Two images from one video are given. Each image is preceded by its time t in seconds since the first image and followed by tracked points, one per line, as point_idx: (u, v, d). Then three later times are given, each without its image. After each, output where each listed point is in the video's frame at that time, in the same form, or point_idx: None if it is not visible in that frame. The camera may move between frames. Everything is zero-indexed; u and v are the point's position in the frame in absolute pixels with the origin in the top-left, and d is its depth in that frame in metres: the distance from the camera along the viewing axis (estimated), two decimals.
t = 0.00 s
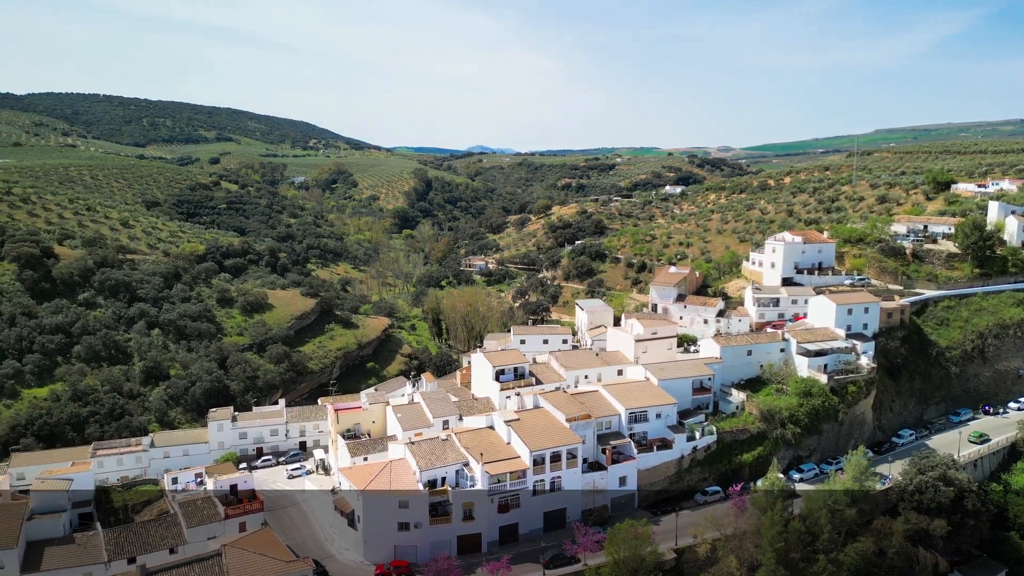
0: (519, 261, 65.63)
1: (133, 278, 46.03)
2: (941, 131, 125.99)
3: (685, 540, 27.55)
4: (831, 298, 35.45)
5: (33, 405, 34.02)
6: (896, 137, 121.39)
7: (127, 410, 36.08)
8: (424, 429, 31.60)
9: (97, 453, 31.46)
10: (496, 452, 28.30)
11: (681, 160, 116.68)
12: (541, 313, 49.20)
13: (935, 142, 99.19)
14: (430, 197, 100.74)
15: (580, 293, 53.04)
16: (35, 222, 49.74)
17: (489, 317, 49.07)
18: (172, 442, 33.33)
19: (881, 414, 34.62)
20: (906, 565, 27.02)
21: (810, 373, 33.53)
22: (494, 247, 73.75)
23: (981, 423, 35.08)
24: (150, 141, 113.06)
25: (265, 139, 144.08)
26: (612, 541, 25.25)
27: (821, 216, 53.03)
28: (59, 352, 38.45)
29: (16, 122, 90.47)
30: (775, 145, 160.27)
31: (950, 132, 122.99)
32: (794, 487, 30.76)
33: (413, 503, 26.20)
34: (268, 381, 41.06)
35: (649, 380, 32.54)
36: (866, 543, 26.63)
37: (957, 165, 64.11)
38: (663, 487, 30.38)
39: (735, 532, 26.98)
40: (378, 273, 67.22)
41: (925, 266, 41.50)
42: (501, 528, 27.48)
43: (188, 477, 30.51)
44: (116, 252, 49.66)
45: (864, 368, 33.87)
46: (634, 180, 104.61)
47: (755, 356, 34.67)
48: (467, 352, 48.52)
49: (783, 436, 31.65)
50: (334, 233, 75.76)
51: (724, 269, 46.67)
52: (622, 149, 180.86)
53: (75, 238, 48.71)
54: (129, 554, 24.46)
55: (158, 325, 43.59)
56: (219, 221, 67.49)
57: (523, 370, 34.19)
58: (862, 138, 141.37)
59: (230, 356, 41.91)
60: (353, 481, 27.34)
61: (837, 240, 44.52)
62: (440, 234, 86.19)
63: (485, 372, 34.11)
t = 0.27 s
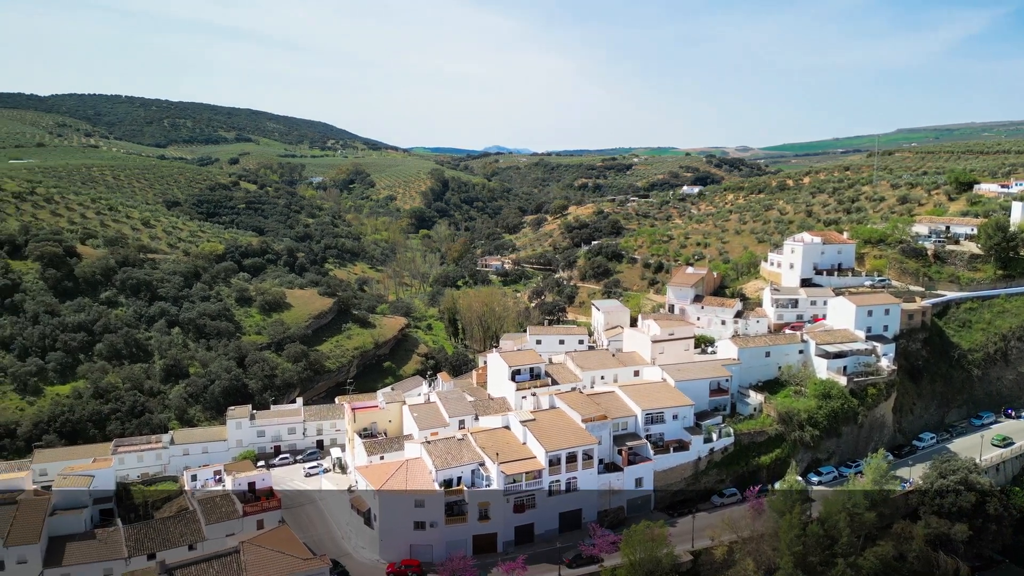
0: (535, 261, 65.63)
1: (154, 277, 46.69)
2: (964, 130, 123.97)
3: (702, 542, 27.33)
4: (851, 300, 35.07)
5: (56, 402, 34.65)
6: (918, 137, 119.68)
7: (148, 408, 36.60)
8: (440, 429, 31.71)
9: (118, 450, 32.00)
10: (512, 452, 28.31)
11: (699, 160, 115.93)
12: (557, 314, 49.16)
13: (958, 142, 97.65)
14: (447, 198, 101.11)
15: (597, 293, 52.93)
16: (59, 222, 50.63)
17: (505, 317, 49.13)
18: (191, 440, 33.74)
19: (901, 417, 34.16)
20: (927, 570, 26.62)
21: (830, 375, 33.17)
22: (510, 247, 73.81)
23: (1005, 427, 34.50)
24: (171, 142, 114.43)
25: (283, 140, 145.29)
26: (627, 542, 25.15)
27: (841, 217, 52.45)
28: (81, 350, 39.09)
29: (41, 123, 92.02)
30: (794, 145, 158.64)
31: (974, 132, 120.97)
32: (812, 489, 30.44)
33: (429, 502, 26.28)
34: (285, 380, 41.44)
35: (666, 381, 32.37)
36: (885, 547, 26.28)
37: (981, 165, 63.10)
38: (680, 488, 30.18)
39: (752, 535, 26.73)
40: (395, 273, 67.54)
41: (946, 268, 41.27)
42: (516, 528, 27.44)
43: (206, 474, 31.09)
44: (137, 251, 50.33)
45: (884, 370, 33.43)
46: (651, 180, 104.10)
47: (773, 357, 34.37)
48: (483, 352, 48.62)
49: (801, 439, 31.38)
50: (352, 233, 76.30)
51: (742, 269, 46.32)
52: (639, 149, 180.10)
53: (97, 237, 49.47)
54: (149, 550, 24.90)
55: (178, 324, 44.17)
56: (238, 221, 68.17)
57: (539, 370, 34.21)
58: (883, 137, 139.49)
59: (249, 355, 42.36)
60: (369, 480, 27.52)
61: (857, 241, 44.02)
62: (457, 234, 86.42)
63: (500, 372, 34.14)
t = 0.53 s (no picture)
0: (551, 261, 65.58)
1: (174, 277, 47.37)
2: (989, 130, 121.80)
3: (719, 544, 27.12)
4: (871, 301, 34.65)
5: (78, 399, 35.29)
6: (941, 136, 117.75)
7: (168, 405, 37.17)
8: (455, 429, 31.81)
9: (139, 447, 32.48)
10: (528, 452, 28.34)
11: (717, 160, 115.06)
12: (573, 314, 49.09)
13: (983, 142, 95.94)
14: (464, 198, 101.39)
15: (613, 294, 52.80)
16: (82, 221, 51.52)
17: (521, 317, 49.17)
18: (210, 437, 34.19)
19: (922, 420, 33.67)
20: None
21: (849, 378, 32.76)
22: (526, 247, 73.82)
23: None
24: (192, 143, 115.95)
25: (302, 141, 146.57)
26: (643, 544, 25.01)
27: (861, 217, 51.80)
28: (103, 348, 39.80)
29: (65, 125, 93.69)
30: (814, 145, 156.84)
31: (999, 131, 118.75)
32: (831, 492, 30.11)
33: (445, 502, 26.43)
34: (303, 379, 41.88)
35: (683, 382, 32.20)
36: (905, 551, 25.93)
37: (1005, 164, 62.00)
38: (696, 490, 30.00)
39: (769, 537, 26.49)
40: (411, 273, 67.87)
41: (969, 269, 40.65)
42: (532, 529, 27.43)
43: (225, 471, 31.61)
44: (158, 251, 51.07)
45: (905, 373, 32.97)
46: (668, 180, 103.49)
47: (791, 359, 34.06)
48: (499, 352, 48.73)
49: (820, 441, 31.04)
50: (369, 232, 76.81)
51: (760, 270, 45.91)
52: (656, 149, 179.17)
53: (119, 237, 50.27)
54: (168, 546, 25.13)
55: (198, 323, 44.75)
56: (257, 220, 68.92)
57: (555, 371, 34.21)
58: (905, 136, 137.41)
59: (267, 354, 42.82)
60: (385, 478, 27.66)
61: (878, 242, 43.47)
62: (473, 234, 86.60)
63: (516, 372, 34.19)
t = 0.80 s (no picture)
0: (568, 261, 65.53)
1: (194, 276, 48.02)
2: (1014, 129, 119.50)
3: (735, 547, 26.93)
4: (892, 302, 34.24)
5: (100, 396, 35.90)
6: (965, 136, 115.75)
7: (187, 403, 37.72)
8: (471, 428, 31.90)
9: (159, 444, 32.99)
10: (544, 452, 28.35)
11: (735, 160, 114.14)
12: (589, 314, 49.02)
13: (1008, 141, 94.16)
14: (481, 198, 101.66)
15: (630, 294, 52.67)
16: (105, 221, 52.40)
17: (537, 317, 49.21)
18: (229, 435, 34.61)
19: (944, 423, 33.26)
20: None
21: (869, 380, 32.38)
22: (543, 247, 73.83)
23: None
24: (211, 143, 117.38)
25: (320, 141, 147.78)
26: (659, 546, 24.88)
27: (882, 217, 51.16)
28: (125, 346, 40.45)
29: (87, 125, 95.28)
30: (834, 145, 155.07)
31: None
32: (850, 496, 29.78)
33: (460, 501, 26.47)
34: (320, 377, 42.28)
35: (700, 383, 32.04)
36: (926, 556, 25.56)
37: None
38: (713, 492, 29.81)
39: (787, 541, 26.24)
40: (428, 273, 68.19)
41: (992, 271, 39.98)
42: (547, 529, 27.44)
43: (243, 469, 31.89)
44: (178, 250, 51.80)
45: (926, 375, 32.55)
46: (686, 180, 102.83)
47: (810, 360, 33.74)
48: (515, 352, 48.81)
49: (839, 444, 30.70)
50: (386, 232, 77.29)
51: (779, 270, 45.51)
52: (674, 149, 178.21)
53: (140, 236, 51.05)
54: (187, 542, 25.51)
55: (217, 321, 45.32)
56: (276, 220, 69.63)
57: (570, 371, 34.22)
58: (928, 136, 135.28)
59: (285, 352, 43.27)
60: (402, 477, 27.82)
61: (899, 243, 42.90)
62: (490, 234, 86.75)
63: (532, 372, 34.23)
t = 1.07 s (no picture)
0: (584, 262, 65.47)
1: (213, 275, 48.70)
2: None
3: (753, 550, 26.78)
4: (913, 304, 33.86)
5: (121, 394, 36.57)
6: (990, 135, 113.74)
7: (206, 401, 38.28)
8: (487, 428, 32.03)
9: (178, 441, 33.56)
10: (560, 453, 28.39)
11: (754, 160, 113.21)
12: (606, 315, 48.99)
13: None
14: (497, 198, 101.91)
15: (646, 295, 52.55)
16: (126, 220, 53.31)
17: (553, 317, 49.26)
18: (247, 433, 35.07)
19: (965, 426, 32.99)
20: None
21: (889, 382, 32.06)
22: (559, 248, 73.83)
23: None
24: (231, 143, 118.82)
25: (338, 142, 148.94)
26: (676, 548, 24.79)
27: (903, 218, 50.54)
28: (145, 344, 41.13)
29: (109, 126, 96.86)
30: (854, 144, 153.21)
31: None
32: (869, 500, 29.50)
33: (476, 501, 26.57)
34: (337, 376, 42.69)
35: (717, 385, 31.89)
36: (947, 561, 25.26)
37: None
38: (730, 495, 29.66)
39: (805, 544, 26.03)
40: (444, 273, 68.51)
41: (1016, 273, 39.44)
42: (563, 529, 27.46)
43: (261, 467, 32.17)
44: (198, 249, 52.53)
45: (947, 378, 32.26)
46: (704, 180, 102.19)
47: (829, 362, 33.48)
48: (531, 352, 48.92)
49: (858, 447, 30.42)
50: (403, 233, 77.75)
51: (798, 271, 45.12)
52: (692, 149, 177.16)
53: (161, 236, 51.85)
54: (206, 539, 25.90)
55: (236, 320, 45.92)
56: (294, 220, 70.35)
57: (587, 371, 34.25)
58: (951, 135, 133.14)
59: (303, 351, 43.74)
60: (418, 477, 28.00)
61: (920, 244, 42.37)
62: (506, 234, 86.90)
63: (548, 372, 34.31)
